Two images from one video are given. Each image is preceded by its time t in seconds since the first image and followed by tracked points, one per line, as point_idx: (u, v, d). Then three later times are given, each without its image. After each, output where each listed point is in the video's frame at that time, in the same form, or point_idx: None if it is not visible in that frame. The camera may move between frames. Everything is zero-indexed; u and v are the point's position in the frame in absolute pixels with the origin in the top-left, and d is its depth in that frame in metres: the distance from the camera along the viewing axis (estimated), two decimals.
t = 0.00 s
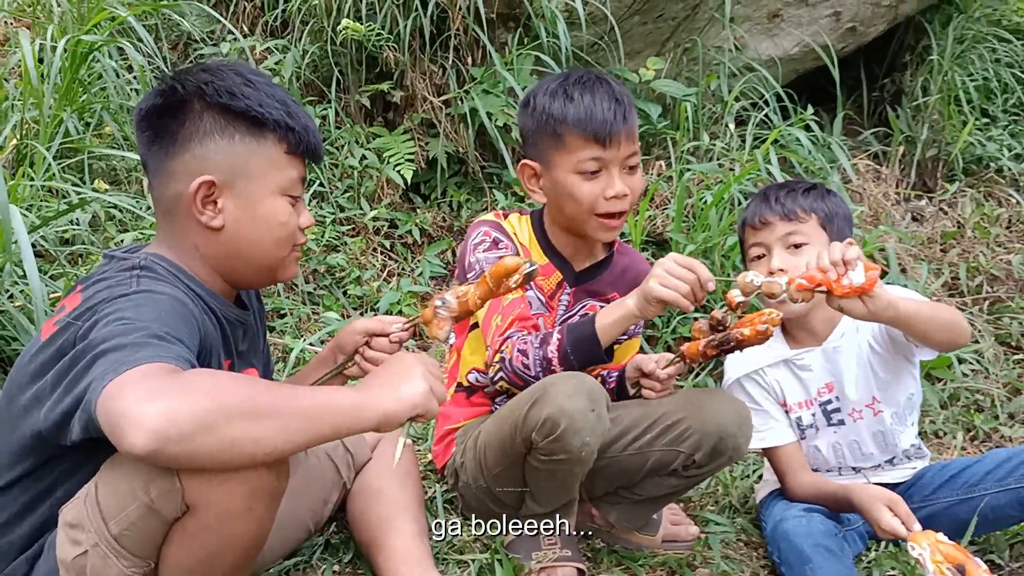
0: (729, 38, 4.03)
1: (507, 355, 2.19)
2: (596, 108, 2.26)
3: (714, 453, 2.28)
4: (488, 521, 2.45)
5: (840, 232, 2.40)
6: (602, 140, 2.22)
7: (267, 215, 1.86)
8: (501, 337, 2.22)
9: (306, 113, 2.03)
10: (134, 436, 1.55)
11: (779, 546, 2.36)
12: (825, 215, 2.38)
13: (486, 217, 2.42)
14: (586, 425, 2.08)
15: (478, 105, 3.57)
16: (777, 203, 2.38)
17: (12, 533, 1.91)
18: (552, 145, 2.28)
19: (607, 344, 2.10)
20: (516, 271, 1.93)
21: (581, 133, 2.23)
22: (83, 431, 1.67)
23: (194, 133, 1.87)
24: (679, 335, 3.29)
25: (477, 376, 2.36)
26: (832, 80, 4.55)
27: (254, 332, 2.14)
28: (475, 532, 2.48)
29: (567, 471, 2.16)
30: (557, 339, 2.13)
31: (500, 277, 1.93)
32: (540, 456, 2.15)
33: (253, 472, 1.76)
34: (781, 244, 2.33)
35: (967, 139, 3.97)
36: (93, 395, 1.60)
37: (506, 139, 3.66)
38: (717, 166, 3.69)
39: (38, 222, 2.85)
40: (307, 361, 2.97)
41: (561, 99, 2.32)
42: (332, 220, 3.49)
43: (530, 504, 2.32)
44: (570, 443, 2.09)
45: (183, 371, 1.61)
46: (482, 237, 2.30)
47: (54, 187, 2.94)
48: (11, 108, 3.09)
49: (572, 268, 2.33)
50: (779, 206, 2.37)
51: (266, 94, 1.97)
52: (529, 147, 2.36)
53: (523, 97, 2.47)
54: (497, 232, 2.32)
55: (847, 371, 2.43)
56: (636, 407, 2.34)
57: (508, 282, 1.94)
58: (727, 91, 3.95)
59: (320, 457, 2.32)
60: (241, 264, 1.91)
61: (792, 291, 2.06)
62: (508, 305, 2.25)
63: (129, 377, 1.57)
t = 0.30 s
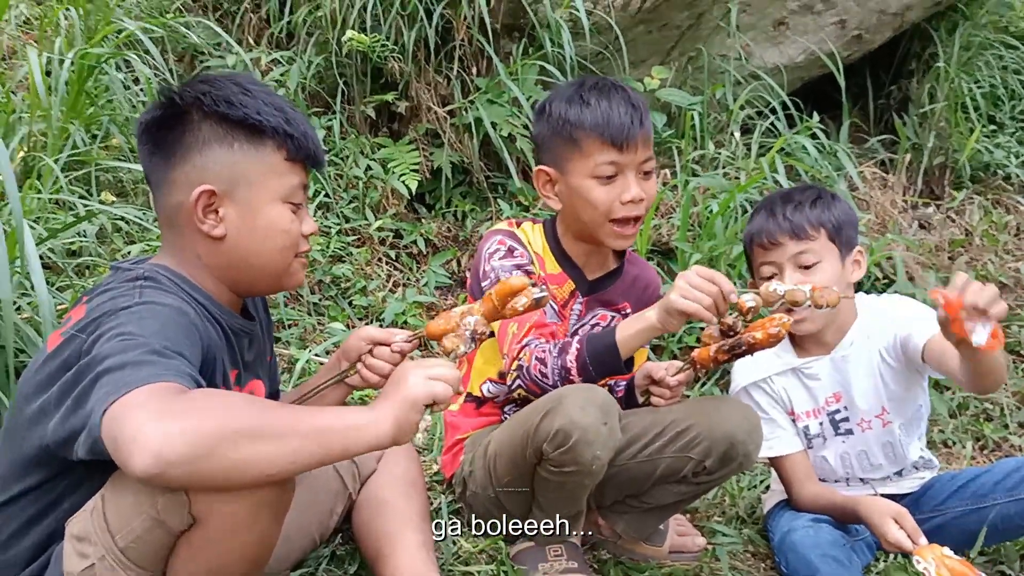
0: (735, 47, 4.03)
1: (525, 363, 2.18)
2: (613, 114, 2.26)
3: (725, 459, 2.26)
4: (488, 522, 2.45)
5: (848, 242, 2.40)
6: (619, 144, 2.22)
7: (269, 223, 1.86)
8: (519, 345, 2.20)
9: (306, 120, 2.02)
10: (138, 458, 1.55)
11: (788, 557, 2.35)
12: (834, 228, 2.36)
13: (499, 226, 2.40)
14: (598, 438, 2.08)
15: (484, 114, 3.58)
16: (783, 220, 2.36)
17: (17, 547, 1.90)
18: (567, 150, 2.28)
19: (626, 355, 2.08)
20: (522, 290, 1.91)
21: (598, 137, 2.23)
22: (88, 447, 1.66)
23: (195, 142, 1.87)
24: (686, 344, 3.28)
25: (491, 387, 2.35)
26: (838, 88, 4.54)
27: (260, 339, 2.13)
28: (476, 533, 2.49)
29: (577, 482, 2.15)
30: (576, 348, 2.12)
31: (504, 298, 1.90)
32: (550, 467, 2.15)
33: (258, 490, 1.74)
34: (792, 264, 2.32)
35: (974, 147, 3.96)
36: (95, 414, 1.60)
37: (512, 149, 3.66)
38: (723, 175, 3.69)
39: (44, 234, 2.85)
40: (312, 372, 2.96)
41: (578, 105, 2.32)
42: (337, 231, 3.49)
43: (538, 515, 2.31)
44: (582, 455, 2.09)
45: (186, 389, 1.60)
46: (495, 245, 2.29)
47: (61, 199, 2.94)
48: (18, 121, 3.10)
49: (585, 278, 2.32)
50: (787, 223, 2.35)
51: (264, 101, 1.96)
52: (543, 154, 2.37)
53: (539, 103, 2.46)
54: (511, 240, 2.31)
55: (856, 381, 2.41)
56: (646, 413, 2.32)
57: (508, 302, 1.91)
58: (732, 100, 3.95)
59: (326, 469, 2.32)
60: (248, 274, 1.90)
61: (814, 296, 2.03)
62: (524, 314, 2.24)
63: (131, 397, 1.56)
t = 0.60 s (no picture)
0: (734, 63, 4.07)
1: (536, 388, 2.16)
2: (631, 133, 2.30)
3: (726, 459, 2.26)
4: (487, 522, 2.41)
5: (871, 273, 2.36)
6: (637, 164, 2.26)
7: (269, 240, 1.88)
8: (525, 369, 2.19)
9: (304, 138, 2.03)
10: (146, 476, 1.56)
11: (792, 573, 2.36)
12: (856, 264, 2.32)
13: (505, 241, 2.40)
14: (609, 463, 2.10)
15: (486, 131, 3.61)
16: (804, 261, 2.30)
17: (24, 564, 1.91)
18: (585, 167, 2.31)
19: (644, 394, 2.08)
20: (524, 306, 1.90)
21: (616, 156, 2.27)
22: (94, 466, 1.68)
23: (194, 163, 1.90)
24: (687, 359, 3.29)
25: (499, 404, 2.37)
26: (837, 104, 4.57)
27: (264, 362, 2.16)
28: (476, 533, 2.46)
29: (586, 505, 2.19)
30: (592, 380, 2.13)
31: (507, 311, 1.89)
32: (560, 489, 2.19)
33: (265, 505, 1.75)
34: (815, 308, 2.29)
35: (973, 161, 3.98)
36: (103, 433, 1.61)
37: (513, 165, 3.69)
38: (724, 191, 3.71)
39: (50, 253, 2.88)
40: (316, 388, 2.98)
41: (595, 123, 2.35)
42: (341, 247, 3.52)
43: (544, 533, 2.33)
44: (592, 480, 2.12)
45: (193, 408, 1.62)
46: (502, 262, 2.30)
47: (67, 218, 2.97)
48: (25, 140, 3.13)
49: (589, 291, 2.33)
50: (809, 265, 2.29)
51: (261, 120, 1.98)
52: (558, 170, 2.38)
53: (554, 120, 2.47)
54: (519, 256, 2.31)
55: (868, 414, 2.38)
56: (650, 424, 2.33)
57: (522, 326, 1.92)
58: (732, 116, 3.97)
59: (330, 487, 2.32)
60: (251, 291, 1.92)
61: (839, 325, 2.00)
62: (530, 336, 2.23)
63: (140, 417, 1.58)
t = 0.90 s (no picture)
0: (732, 73, 4.10)
1: (547, 404, 2.19)
2: (641, 151, 2.30)
3: (730, 450, 2.29)
4: (488, 522, 2.41)
5: (875, 296, 2.36)
6: (642, 186, 2.26)
7: (264, 246, 1.89)
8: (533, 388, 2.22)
9: (298, 143, 2.04)
10: (181, 484, 1.58)
11: None
12: (860, 287, 2.31)
13: (512, 248, 2.40)
14: (614, 480, 2.13)
15: (485, 141, 3.63)
16: (808, 285, 2.30)
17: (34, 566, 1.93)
18: (591, 183, 2.31)
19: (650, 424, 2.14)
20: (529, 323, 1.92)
21: (623, 176, 2.27)
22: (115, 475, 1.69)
23: (188, 174, 1.92)
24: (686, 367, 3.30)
25: (502, 412, 2.37)
26: (834, 113, 4.60)
27: (266, 367, 2.16)
28: (476, 533, 2.46)
29: (591, 520, 2.22)
30: (605, 402, 2.19)
31: (513, 328, 1.92)
32: (566, 504, 2.22)
33: (290, 512, 1.77)
34: (817, 330, 2.30)
35: (970, 170, 4.01)
36: (129, 441, 1.62)
37: (512, 174, 3.71)
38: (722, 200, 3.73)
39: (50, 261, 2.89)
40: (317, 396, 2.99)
41: (605, 139, 2.36)
42: (341, 256, 3.53)
43: (546, 541, 2.35)
44: (599, 497, 2.16)
45: (220, 414, 1.64)
46: (513, 272, 2.30)
47: (69, 226, 2.99)
48: (27, 149, 3.14)
49: (591, 300, 2.36)
50: (811, 287, 2.29)
51: (250, 128, 1.99)
52: (566, 183, 2.39)
53: (564, 131, 2.49)
54: (528, 266, 2.32)
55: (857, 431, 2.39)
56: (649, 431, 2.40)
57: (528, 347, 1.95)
58: (730, 126, 4.00)
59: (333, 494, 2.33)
60: (250, 296, 1.94)
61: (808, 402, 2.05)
62: (536, 355, 2.26)
63: (173, 424, 1.59)
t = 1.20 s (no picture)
0: (730, 75, 4.12)
1: (544, 403, 2.21)
2: (642, 150, 2.29)
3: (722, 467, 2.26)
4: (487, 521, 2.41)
5: (866, 292, 2.39)
6: (642, 185, 2.26)
7: (269, 244, 1.90)
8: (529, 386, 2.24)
9: (302, 143, 2.05)
10: (212, 462, 1.60)
11: None
12: (851, 282, 2.33)
13: (507, 247, 2.41)
14: (608, 482, 2.14)
15: (484, 142, 3.64)
16: (802, 282, 2.30)
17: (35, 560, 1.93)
18: (590, 178, 2.30)
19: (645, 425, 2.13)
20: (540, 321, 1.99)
21: (623, 173, 2.26)
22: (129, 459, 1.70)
23: (194, 169, 1.92)
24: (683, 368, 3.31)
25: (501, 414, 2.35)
26: (832, 116, 4.62)
27: (265, 364, 2.17)
28: (476, 532, 2.45)
29: (586, 521, 2.22)
30: (602, 404, 2.21)
31: (524, 326, 1.98)
32: (559, 505, 2.23)
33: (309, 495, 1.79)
34: (810, 324, 2.32)
35: (967, 173, 4.03)
36: (146, 425, 1.64)
37: (511, 175, 3.72)
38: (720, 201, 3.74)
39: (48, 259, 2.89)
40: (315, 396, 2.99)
41: (606, 133, 2.35)
42: (339, 256, 3.54)
43: (541, 542, 2.35)
44: (592, 498, 2.16)
45: (242, 398, 1.67)
46: (507, 273, 2.31)
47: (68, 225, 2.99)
48: (25, 148, 3.15)
49: (588, 295, 2.36)
50: (803, 283, 2.30)
51: (259, 126, 2.00)
52: (563, 175, 2.38)
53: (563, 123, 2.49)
54: (523, 266, 2.32)
55: (856, 423, 2.40)
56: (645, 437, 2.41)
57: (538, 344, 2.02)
58: (728, 128, 4.01)
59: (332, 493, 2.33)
60: (250, 293, 1.94)
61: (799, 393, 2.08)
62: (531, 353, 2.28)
63: (198, 406, 1.62)
